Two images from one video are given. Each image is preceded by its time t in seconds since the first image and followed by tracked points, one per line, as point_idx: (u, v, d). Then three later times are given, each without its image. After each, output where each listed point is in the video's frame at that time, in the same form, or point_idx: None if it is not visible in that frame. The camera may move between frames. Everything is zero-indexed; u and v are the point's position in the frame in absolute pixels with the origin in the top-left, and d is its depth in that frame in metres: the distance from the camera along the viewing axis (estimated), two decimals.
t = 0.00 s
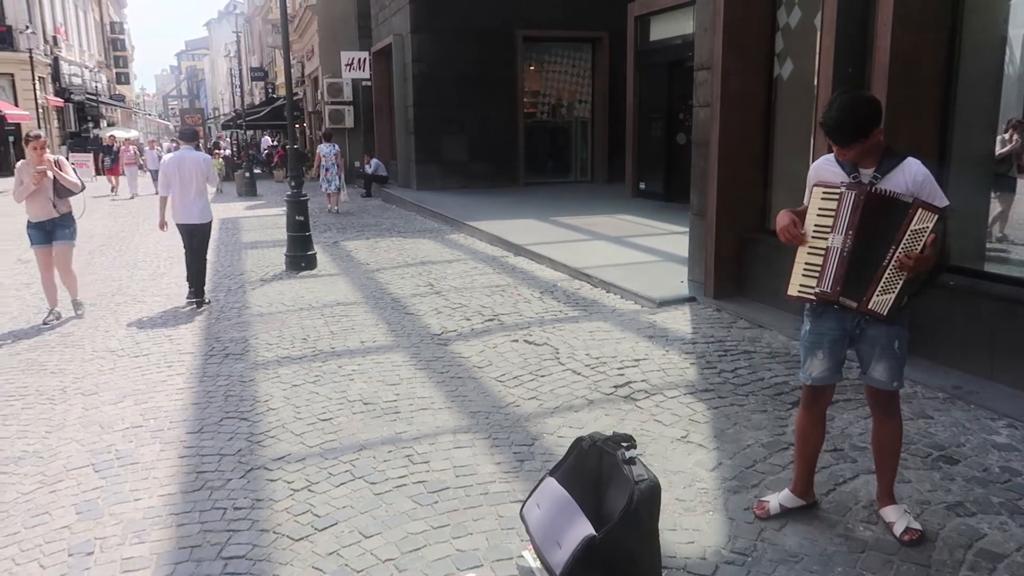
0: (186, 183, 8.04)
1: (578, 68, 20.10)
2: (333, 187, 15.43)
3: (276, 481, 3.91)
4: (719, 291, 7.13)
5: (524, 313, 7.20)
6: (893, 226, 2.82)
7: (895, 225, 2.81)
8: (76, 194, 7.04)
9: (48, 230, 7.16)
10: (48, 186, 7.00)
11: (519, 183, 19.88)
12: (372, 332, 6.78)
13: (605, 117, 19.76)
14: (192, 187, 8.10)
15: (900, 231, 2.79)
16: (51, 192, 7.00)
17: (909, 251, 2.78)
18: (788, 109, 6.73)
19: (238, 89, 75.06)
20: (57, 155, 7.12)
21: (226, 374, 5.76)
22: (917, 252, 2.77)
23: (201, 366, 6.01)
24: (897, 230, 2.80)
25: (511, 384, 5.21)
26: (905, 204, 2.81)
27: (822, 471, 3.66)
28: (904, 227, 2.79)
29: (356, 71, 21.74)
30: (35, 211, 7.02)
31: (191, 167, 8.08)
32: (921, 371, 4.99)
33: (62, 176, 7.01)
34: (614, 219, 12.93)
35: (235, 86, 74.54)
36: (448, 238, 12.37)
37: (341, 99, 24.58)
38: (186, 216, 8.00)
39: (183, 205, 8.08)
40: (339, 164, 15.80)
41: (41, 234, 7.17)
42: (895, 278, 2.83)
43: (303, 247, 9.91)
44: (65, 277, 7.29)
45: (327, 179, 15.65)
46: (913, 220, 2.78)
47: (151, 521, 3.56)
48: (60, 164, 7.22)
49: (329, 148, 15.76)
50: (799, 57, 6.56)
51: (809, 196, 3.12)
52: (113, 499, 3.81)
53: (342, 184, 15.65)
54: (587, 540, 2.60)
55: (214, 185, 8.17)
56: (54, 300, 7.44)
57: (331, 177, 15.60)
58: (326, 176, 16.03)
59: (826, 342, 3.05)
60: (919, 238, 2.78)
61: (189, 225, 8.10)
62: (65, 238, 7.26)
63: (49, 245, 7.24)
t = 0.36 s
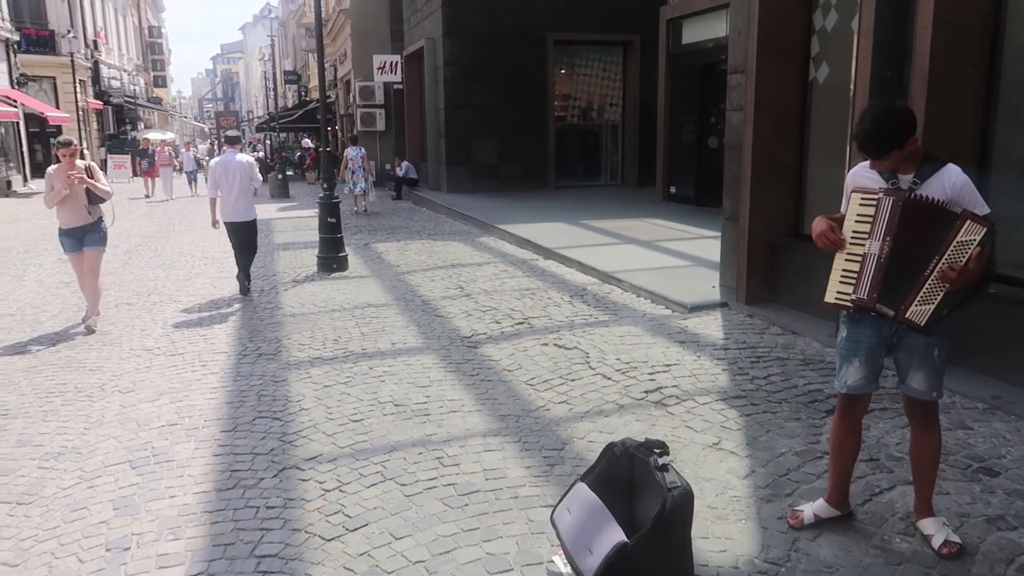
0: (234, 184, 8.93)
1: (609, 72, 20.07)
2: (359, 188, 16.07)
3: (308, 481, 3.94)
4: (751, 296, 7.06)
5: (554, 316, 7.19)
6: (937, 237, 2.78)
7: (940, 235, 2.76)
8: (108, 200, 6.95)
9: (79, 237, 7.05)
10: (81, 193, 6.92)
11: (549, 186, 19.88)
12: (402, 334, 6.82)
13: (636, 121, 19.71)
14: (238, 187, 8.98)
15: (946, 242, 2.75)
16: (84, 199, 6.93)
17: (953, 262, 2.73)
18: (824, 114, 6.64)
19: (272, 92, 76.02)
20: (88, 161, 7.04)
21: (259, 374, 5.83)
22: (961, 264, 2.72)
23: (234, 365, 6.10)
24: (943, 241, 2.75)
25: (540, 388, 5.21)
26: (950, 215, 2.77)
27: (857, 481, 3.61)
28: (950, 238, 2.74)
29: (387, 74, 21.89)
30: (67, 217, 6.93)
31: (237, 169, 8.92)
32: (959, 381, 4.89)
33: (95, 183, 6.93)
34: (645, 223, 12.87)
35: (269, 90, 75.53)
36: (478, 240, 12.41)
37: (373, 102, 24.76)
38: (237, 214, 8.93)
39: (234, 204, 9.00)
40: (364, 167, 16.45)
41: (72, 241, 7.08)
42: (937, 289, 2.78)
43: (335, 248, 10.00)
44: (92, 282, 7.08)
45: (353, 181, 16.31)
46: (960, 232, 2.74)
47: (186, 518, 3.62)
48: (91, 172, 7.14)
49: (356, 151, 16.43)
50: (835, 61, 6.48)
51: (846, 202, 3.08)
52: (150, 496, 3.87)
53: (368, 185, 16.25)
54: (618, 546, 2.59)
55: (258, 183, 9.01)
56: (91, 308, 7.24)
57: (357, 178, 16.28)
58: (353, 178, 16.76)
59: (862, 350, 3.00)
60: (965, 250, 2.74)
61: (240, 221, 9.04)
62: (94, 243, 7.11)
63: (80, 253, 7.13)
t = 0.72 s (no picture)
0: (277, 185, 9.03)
1: (641, 74, 20.04)
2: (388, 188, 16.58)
3: (340, 482, 3.97)
4: (785, 302, 6.97)
5: (585, 320, 7.16)
6: (988, 247, 2.73)
7: (990, 244, 2.71)
8: (142, 202, 6.97)
9: (113, 237, 7.07)
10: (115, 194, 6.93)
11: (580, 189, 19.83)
12: (433, 336, 6.83)
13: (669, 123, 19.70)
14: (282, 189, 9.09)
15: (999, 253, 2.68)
16: (117, 200, 6.95)
17: (1004, 273, 2.66)
18: (862, 117, 6.54)
19: (305, 95, 76.79)
20: (123, 162, 7.04)
21: (292, 374, 5.89)
22: (1013, 275, 2.65)
23: (268, 365, 6.16)
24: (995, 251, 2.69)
25: (572, 392, 5.18)
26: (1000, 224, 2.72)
27: (896, 492, 3.54)
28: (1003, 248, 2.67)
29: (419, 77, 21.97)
30: (102, 218, 6.97)
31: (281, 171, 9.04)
32: (1002, 391, 4.77)
33: (128, 184, 6.92)
34: (677, 226, 12.77)
35: (302, 92, 76.39)
36: (509, 243, 12.41)
37: (405, 105, 24.89)
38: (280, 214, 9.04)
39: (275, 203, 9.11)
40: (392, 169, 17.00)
41: (106, 241, 7.08)
42: (984, 299, 2.71)
43: (366, 250, 10.06)
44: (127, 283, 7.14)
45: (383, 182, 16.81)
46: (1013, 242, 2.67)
47: (221, 516, 3.66)
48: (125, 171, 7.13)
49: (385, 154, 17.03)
50: (874, 63, 6.37)
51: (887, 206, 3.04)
52: (185, 493, 3.92)
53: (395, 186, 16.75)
54: (653, 554, 2.55)
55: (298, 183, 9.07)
56: (115, 313, 7.19)
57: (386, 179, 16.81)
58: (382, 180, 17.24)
59: (902, 358, 2.94)
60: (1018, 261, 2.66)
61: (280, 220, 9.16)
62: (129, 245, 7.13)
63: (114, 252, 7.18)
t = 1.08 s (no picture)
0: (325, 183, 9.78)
1: (675, 79, 19.89)
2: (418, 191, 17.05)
3: (375, 484, 3.99)
4: (823, 309, 6.86)
5: (619, 326, 7.12)
6: None
7: None
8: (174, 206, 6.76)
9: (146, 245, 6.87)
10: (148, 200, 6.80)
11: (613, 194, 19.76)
12: (466, 340, 6.85)
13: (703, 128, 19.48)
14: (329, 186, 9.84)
15: None
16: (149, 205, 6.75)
17: None
18: (903, 121, 6.41)
19: (339, 99, 77.57)
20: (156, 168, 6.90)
21: (327, 376, 5.94)
22: None
23: (304, 367, 6.22)
24: None
25: (605, 398, 5.16)
26: None
27: (940, 505, 3.46)
28: None
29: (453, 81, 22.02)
30: (133, 224, 6.77)
31: (330, 170, 9.79)
32: None
33: (162, 189, 6.77)
34: (712, 232, 12.64)
35: (337, 96, 77.22)
36: (542, 248, 12.41)
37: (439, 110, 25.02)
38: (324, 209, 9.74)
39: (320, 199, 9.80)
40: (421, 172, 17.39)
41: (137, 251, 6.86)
42: None
43: (400, 254, 10.13)
44: (163, 288, 7.12)
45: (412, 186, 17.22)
46: None
47: (258, 517, 3.70)
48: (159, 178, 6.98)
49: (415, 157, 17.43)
50: (917, 66, 6.24)
51: (930, 212, 2.96)
52: (223, 493, 3.97)
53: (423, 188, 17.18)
54: (690, 564, 2.52)
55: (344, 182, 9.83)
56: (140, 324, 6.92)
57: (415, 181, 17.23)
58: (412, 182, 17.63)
59: (949, 368, 2.87)
60: None
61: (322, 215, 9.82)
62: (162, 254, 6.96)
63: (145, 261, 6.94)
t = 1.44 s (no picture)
0: (362, 185, 10.08)
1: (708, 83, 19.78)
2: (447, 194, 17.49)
3: (408, 486, 4.00)
4: (860, 316, 6.75)
5: (651, 331, 7.08)
6: None
7: None
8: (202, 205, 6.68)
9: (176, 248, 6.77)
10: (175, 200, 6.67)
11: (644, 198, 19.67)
12: (498, 344, 6.85)
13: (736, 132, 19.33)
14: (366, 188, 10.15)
15: None
16: (176, 206, 6.62)
17: None
18: (944, 126, 6.30)
19: (372, 102, 78.24)
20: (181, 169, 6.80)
21: (360, 378, 5.98)
22: None
23: (337, 369, 6.27)
24: None
25: (638, 403, 5.13)
26: None
27: (983, 518, 3.38)
28: None
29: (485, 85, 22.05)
30: (161, 226, 6.65)
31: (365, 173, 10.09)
32: None
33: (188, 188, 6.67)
34: (745, 237, 12.53)
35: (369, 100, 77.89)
36: (573, 252, 12.37)
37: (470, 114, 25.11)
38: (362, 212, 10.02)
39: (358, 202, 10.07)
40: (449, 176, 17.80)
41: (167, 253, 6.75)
42: None
43: (432, 257, 10.17)
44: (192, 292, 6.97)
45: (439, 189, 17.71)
46: None
47: (293, 516, 3.73)
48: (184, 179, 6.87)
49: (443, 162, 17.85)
50: (959, 70, 6.12)
51: (975, 220, 2.91)
52: (258, 492, 4.02)
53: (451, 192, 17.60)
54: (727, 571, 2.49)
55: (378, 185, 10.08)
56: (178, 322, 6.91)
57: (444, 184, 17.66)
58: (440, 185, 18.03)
59: (994, 378, 2.81)
60: None
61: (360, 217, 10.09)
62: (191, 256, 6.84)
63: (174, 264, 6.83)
